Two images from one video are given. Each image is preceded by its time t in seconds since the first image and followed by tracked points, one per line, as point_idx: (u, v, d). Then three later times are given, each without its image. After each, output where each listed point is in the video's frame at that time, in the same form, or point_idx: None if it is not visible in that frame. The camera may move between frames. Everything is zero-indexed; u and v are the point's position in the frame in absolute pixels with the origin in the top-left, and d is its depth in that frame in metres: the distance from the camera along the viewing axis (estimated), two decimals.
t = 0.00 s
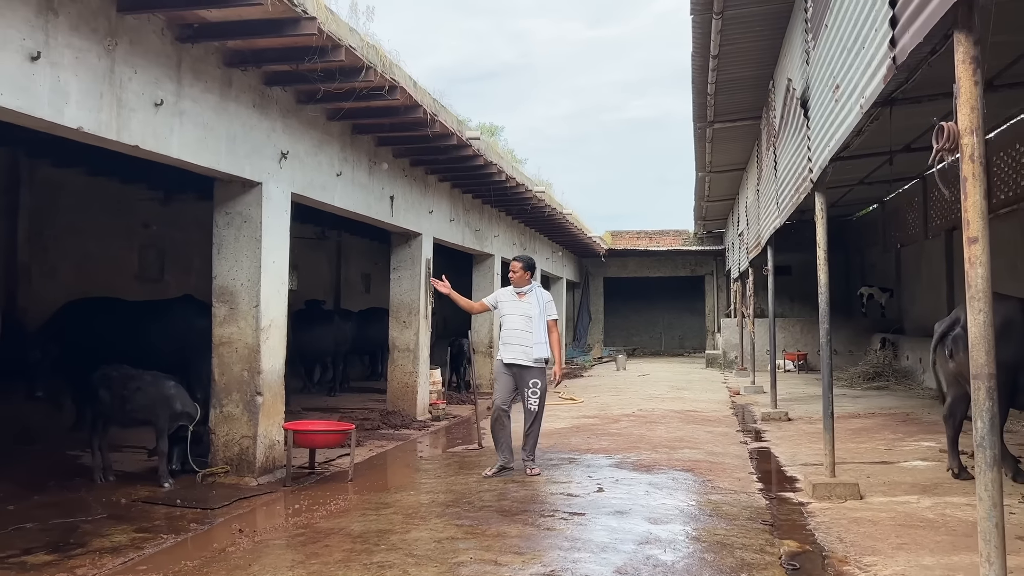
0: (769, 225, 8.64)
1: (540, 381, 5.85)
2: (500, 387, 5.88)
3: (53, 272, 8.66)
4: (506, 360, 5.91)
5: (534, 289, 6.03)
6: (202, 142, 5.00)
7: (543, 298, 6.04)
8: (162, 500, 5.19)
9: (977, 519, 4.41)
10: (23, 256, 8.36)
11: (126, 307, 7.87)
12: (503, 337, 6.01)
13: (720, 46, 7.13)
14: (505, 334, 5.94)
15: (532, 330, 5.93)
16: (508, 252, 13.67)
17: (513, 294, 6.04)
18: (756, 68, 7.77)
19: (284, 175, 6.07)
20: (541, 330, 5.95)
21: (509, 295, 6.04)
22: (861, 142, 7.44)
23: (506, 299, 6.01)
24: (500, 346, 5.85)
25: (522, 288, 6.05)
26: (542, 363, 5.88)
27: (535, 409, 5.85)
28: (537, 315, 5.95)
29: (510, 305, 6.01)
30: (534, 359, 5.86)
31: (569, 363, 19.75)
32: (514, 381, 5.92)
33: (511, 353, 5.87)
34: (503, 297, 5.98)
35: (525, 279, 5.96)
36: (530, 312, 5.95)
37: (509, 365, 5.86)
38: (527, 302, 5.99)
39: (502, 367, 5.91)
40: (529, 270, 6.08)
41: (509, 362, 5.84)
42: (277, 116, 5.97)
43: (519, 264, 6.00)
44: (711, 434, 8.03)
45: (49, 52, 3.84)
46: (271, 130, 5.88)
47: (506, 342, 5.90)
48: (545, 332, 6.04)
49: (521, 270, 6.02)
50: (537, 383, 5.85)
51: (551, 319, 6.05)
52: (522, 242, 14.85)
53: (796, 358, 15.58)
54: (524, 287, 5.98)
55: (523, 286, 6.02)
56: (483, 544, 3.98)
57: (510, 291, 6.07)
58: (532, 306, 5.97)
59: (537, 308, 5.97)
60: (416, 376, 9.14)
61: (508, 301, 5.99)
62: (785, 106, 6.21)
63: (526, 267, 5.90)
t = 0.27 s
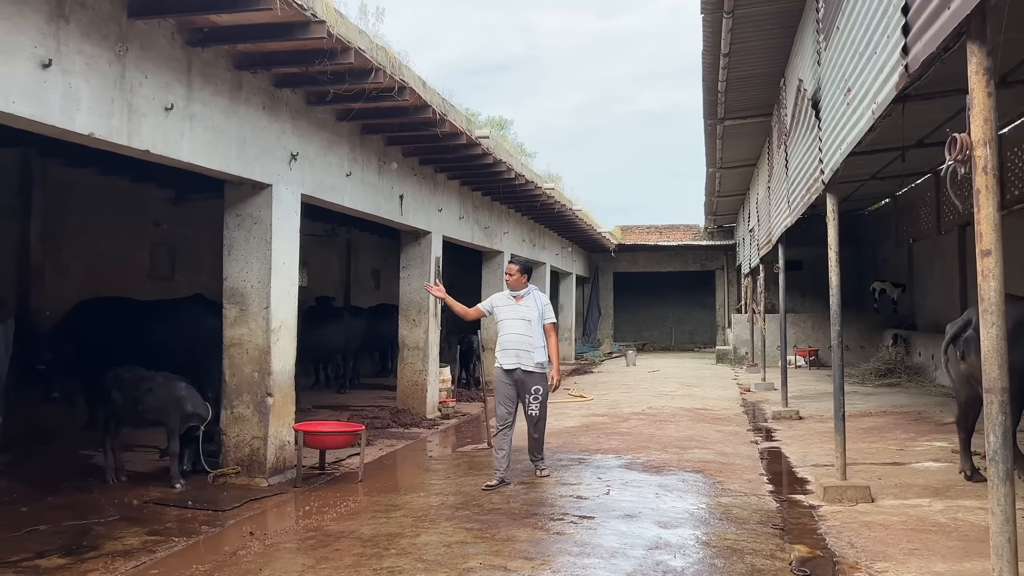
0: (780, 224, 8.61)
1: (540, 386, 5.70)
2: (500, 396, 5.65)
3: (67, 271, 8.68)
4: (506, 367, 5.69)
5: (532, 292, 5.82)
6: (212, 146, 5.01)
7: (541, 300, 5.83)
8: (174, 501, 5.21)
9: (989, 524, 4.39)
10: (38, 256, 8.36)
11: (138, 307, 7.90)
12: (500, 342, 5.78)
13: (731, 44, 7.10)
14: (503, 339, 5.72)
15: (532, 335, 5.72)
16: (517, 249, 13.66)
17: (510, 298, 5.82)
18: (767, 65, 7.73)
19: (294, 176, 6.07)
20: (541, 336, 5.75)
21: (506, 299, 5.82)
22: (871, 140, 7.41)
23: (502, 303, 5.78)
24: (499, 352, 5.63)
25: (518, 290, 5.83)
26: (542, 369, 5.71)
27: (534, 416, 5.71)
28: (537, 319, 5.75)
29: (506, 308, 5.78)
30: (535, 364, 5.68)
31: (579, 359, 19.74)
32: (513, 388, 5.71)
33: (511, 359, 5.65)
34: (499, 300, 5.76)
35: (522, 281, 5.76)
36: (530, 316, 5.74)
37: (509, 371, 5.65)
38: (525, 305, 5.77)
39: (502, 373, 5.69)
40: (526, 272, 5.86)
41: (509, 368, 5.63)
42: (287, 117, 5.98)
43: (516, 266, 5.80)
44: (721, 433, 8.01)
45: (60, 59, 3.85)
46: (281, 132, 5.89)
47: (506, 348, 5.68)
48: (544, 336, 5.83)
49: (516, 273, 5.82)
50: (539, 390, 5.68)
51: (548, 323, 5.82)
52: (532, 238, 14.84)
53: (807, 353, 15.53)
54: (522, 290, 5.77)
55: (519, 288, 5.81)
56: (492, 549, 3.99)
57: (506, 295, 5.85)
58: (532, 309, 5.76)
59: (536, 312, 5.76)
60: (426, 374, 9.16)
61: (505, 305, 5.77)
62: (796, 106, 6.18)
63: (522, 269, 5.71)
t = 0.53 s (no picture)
0: (791, 222, 8.55)
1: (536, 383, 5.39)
2: (495, 397, 5.39)
3: (78, 270, 8.71)
4: (500, 365, 5.43)
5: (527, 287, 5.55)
6: (220, 146, 4.99)
7: (536, 296, 5.56)
8: (183, 502, 5.21)
9: (1003, 529, 4.33)
10: (49, 255, 8.39)
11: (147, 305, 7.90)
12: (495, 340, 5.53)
13: (742, 41, 7.03)
14: (498, 337, 5.47)
15: (528, 332, 5.45)
16: (527, 246, 13.62)
17: (504, 295, 5.55)
18: (779, 62, 7.66)
19: (302, 176, 6.05)
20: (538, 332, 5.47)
21: (500, 295, 5.56)
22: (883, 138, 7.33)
23: (495, 300, 5.52)
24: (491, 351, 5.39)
25: (513, 286, 5.55)
26: (538, 367, 5.44)
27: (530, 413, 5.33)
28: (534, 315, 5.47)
29: (500, 305, 5.52)
30: (531, 361, 5.40)
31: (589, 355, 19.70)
32: (509, 388, 5.46)
33: (505, 357, 5.40)
34: (492, 297, 5.50)
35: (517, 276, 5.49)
36: (526, 312, 5.47)
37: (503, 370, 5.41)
38: (521, 301, 5.50)
39: (496, 373, 5.43)
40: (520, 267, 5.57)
41: (502, 367, 5.38)
42: (296, 117, 5.96)
43: (509, 262, 5.51)
44: (732, 433, 7.96)
45: (67, 61, 3.83)
46: (290, 131, 5.87)
47: (501, 346, 5.42)
48: (542, 332, 5.54)
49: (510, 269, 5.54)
50: (533, 388, 5.38)
51: (545, 319, 5.52)
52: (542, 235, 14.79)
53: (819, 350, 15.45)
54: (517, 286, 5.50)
55: (513, 285, 5.53)
56: (500, 552, 3.96)
57: (500, 291, 5.58)
58: (527, 305, 5.49)
59: (531, 308, 5.48)
60: (435, 372, 9.14)
61: (499, 302, 5.50)
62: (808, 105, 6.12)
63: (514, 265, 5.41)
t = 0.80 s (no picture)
0: (798, 220, 8.48)
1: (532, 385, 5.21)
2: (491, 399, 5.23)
3: (82, 269, 8.69)
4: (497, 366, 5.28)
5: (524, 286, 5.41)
6: (222, 144, 4.96)
7: (533, 295, 5.42)
8: (185, 502, 5.18)
9: (1013, 532, 4.28)
10: (54, 254, 8.37)
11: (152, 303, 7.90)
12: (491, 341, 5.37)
13: (749, 38, 6.97)
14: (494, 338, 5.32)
15: (524, 331, 5.32)
16: (532, 244, 13.57)
17: (501, 294, 5.40)
18: (786, 59, 7.59)
19: (305, 174, 6.02)
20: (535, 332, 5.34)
21: (496, 294, 5.41)
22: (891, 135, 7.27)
23: (492, 299, 5.37)
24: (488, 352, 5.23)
25: (510, 285, 5.41)
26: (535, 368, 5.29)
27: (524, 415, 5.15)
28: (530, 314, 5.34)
29: (496, 305, 5.37)
30: (528, 363, 5.25)
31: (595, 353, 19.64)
32: (505, 391, 5.29)
33: (502, 358, 5.25)
34: (488, 296, 5.35)
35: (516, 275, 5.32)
36: (523, 312, 5.33)
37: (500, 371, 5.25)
38: (518, 300, 5.35)
39: (493, 375, 5.28)
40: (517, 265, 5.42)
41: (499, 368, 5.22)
42: (298, 115, 5.93)
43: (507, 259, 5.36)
44: (738, 432, 7.91)
45: (65, 58, 3.80)
46: (293, 129, 5.84)
47: (498, 347, 5.27)
48: (538, 332, 5.42)
49: (507, 268, 5.39)
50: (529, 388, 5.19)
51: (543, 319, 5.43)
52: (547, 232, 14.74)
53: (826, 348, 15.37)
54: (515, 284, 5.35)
55: (510, 283, 5.39)
56: (503, 555, 3.92)
57: (496, 290, 5.43)
58: (524, 305, 5.35)
59: (528, 308, 5.34)
60: (440, 371, 9.10)
61: (495, 301, 5.35)
62: (815, 102, 6.06)
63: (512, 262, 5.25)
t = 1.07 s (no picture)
0: (801, 214, 8.46)
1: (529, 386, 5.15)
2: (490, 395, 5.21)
3: (83, 265, 8.66)
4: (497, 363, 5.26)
5: (527, 282, 5.35)
6: (222, 138, 4.94)
7: (536, 292, 5.34)
8: (187, 498, 5.17)
9: (1018, 526, 4.26)
10: (54, 251, 8.32)
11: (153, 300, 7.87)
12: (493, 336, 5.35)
13: (751, 32, 6.95)
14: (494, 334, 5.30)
15: (523, 330, 5.24)
16: (534, 239, 13.55)
17: (503, 289, 5.37)
18: (788, 52, 7.56)
19: (307, 169, 6.00)
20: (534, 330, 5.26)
21: (499, 289, 5.38)
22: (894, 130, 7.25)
23: (494, 294, 5.35)
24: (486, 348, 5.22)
25: (513, 281, 5.35)
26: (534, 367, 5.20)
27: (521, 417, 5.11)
28: (530, 312, 5.26)
29: (498, 301, 5.34)
30: (526, 362, 5.18)
31: (597, 349, 19.63)
32: (505, 389, 5.23)
33: (499, 356, 5.21)
34: (489, 291, 5.33)
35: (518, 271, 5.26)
36: (522, 309, 5.26)
37: (498, 369, 5.22)
38: (519, 297, 5.30)
39: (494, 372, 5.26)
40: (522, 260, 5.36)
41: (497, 366, 5.18)
42: (300, 109, 5.91)
43: (511, 255, 5.31)
44: (741, 427, 7.90)
45: (65, 52, 3.78)
46: (294, 124, 5.81)
47: (496, 345, 5.22)
48: (539, 330, 5.32)
49: (511, 263, 5.33)
50: (526, 388, 5.12)
51: (544, 317, 5.32)
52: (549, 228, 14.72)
53: (829, 343, 15.35)
54: (517, 280, 5.29)
55: (513, 279, 5.34)
56: (506, 550, 3.92)
57: (500, 286, 5.40)
58: (524, 301, 5.28)
59: (528, 305, 5.27)
60: (442, 366, 9.10)
61: (496, 297, 5.32)
62: (819, 96, 6.04)
63: (513, 258, 5.20)
